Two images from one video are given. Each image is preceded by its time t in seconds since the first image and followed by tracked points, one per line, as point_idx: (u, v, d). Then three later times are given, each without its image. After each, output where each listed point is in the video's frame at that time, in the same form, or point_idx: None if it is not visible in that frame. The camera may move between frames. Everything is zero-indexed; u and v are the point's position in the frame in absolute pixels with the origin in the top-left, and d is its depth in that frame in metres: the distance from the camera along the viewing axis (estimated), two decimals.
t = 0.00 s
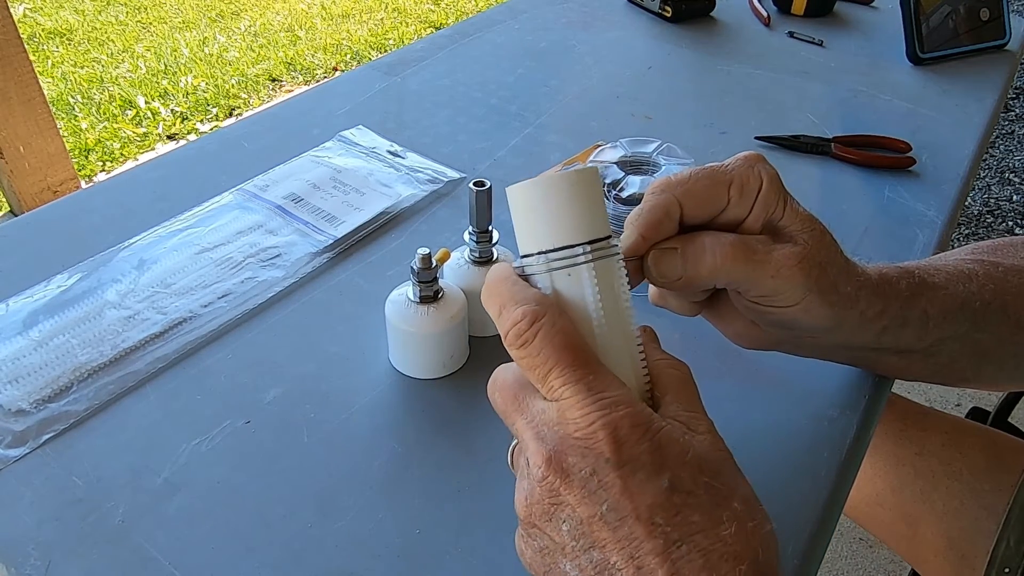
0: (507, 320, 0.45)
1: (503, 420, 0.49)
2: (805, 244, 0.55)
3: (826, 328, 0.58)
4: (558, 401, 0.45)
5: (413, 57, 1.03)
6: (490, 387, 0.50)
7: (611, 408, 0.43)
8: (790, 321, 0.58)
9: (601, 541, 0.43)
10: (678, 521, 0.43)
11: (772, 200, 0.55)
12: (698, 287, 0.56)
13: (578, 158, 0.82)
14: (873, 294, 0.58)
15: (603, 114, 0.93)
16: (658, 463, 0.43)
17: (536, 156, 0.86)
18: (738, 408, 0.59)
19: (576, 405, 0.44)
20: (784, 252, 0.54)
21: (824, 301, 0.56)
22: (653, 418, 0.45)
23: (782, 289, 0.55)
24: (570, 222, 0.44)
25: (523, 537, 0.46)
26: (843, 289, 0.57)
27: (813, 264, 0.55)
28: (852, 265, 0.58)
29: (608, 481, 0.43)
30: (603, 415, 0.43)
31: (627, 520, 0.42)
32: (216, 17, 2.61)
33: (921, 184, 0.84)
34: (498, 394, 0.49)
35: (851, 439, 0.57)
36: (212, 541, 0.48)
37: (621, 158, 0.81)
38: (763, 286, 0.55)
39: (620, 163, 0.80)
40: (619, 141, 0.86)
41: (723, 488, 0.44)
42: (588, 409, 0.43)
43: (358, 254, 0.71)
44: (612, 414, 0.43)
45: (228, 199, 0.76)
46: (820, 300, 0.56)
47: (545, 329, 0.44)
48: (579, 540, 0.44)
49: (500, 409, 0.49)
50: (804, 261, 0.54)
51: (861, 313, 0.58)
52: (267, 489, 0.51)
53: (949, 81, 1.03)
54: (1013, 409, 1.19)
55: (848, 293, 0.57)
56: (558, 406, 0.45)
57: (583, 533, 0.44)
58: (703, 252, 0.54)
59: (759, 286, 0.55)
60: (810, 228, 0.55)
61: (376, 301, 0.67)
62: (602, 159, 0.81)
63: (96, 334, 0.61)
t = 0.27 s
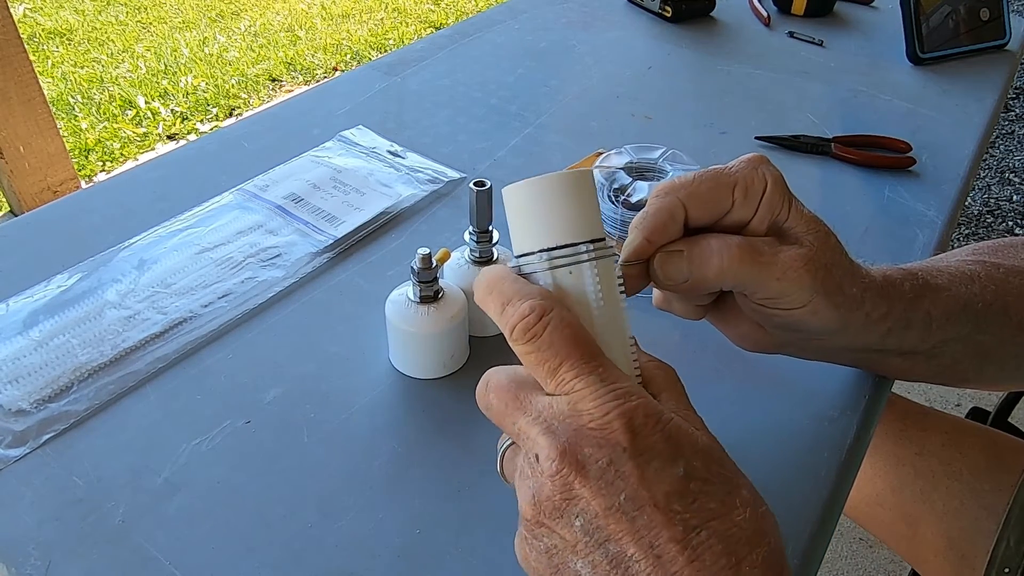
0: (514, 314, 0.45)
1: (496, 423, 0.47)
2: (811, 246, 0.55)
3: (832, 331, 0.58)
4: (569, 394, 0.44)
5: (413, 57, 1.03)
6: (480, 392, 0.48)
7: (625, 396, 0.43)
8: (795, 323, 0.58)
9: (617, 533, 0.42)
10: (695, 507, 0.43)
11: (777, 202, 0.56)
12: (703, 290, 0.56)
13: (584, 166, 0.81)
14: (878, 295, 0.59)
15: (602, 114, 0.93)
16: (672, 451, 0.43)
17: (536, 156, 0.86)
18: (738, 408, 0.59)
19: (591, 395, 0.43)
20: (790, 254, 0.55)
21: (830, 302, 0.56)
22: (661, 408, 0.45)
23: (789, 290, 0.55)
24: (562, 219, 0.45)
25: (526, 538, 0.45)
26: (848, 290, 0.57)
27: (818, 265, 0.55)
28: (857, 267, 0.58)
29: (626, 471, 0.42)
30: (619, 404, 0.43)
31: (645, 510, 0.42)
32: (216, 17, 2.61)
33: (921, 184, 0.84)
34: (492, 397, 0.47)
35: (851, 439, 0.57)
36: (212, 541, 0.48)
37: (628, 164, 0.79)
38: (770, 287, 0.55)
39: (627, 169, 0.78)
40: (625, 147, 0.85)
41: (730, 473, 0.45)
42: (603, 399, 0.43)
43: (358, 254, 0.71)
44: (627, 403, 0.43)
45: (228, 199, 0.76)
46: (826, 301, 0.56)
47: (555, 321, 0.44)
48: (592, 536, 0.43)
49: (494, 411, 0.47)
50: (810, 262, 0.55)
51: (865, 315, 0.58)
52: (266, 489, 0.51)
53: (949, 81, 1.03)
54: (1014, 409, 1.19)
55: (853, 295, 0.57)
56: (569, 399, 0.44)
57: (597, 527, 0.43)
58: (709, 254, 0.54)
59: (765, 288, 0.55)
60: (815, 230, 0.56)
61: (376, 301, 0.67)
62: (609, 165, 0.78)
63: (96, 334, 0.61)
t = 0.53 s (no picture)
0: (530, 308, 0.45)
1: (504, 421, 0.47)
2: (812, 247, 0.55)
3: (835, 332, 0.58)
4: (588, 385, 0.45)
5: (413, 57, 1.03)
6: (485, 391, 0.48)
7: (645, 387, 0.44)
8: (798, 326, 0.58)
9: (640, 525, 0.42)
10: (715, 495, 0.44)
11: (778, 203, 0.56)
12: (705, 291, 0.56)
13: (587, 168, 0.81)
14: (880, 297, 0.59)
15: (602, 114, 0.93)
16: (690, 441, 0.44)
17: (537, 156, 0.86)
18: (738, 408, 0.59)
19: (613, 386, 0.44)
20: (792, 255, 0.55)
21: (831, 304, 0.56)
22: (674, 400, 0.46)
23: (791, 292, 0.55)
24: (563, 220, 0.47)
25: (541, 536, 0.44)
26: (850, 292, 0.57)
27: (820, 266, 0.55)
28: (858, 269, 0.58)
29: (649, 460, 0.43)
30: (640, 394, 0.44)
31: (669, 499, 0.43)
32: (216, 17, 2.61)
33: (921, 184, 0.84)
34: (499, 393, 0.47)
35: (851, 439, 0.57)
36: (212, 541, 0.48)
37: (631, 168, 0.78)
38: (772, 289, 0.55)
39: (630, 173, 0.78)
40: (628, 150, 0.84)
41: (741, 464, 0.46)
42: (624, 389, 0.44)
43: (358, 254, 0.71)
44: (647, 393, 0.44)
45: (227, 199, 0.76)
46: (828, 302, 0.56)
47: (573, 314, 0.45)
48: (614, 528, 0.43)
49: (502, 409, 0.46)
50: (812, 263, 0.54)
51: (867, 317, 0.58)
52: (266, 489, 0.51)
53: (949, 81, 1.03)
54: (1014, 409, 1.19)
55: (855, 296, 0.57)
56: (590, 390, 0.44)
57: (620, 519, 0.43)
58: (710, 256, 0.54)
59: (767, 290, 0.55)
60: (816, 231, 0.56)
61: (376, 301, 0.67)
62: (612, 168, 0.78)
63: (96, 334, 0.61)
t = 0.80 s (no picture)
0: (546, 304, 0.45)
1: (512, 421, 0.46)
2: (811, 246, 0.55)
3: (834, 331, 0.58)
4: (603, 382, 0.45)
5: (413, 57, 1.03)
6: (491, 390, 0.47)
7: (659, 385, 0.45)
8: (798, 325, 0.58)
9: (656, 521, 0.43)
10: (728, 492, 0.44)
11: (775, 202, 0.56)
12: (705, 292, 0.57)
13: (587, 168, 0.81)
14: (879, 296, 0.59)
15: (602, 114, 0.93)
16: (700, 439, 0.45)
17: (537, 156, 0.86)
18: (739, 408, 0.59)
19: (628, 383, 0.45)
20: (790, 254, 0.54)
21: (831, 302, 0.56)
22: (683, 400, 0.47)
23: (792, 291, 0.55)
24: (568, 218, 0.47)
25: (553, 536, 0.44)
26: (849, 291, 0.57)
27: (819, 265, 0.55)
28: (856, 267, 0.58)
29: (665, 456, 0.44)
30: (655, 391, 0.45)
31: (684, 495, 0.43)
32: (216, 17, 2.61)
33: (921, 184, 0.84)
34: (508, 392, 0.46)
35: (851, 439, 0.57)
36: (212, 541, 0.48)
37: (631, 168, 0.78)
38: (772, 287, 0.55)
39: (629, 172, 0.78)
40: (627, 150, 0.84)
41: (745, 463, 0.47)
42: (640, 386, 0.45)
43: (358, 254, 0.71)
44: (662, 391, 0.45)
45: (227, 199, 0.76)
46: (827, 301, 0.56)
47: (588, 312, 0.46)
48: (630, 525, 0.43)
49: (511, 407, 0.46)
50: (811, 262, 0.54)
51: (866, 316, 0.58)
52: (266, 489, 0.51)
53: (949, 81, 1.03)
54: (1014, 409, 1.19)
55: (854, 295, 0.57)
56: (605, 387, 0.45)
57: (636, 516, 0.43)
58: (709, 255, 0.54)
59: (766, 289, 0.55)
60: (815, 229, 0.56)
61: (376, 301, 0.67)
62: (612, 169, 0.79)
63: (96, 334, 0.61)
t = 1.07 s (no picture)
0: (556, 299, 0.45)
1: (518, 417, 0.46)
2: (811, 244, 0.55)
3: (835, 330, 0.58)
4: (612, 377, 0.45)
5: (413, 57, 1.03)
6: (495, 386, 0.46)
7: (667, 380, 0.45)
8: (799, 324, 0.58)
9: (667, 515, 0.43)
10: (736, 486, 0.45)
11: (775, 200, 0.56)
12: (705, 290, 0.57)
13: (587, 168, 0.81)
14: (879, 295, 0.59)
15: (602, 114, 0.93)
16: (707, 433, 0.46)
17: (537, 156, 0.86)
18: (739, 408, 0.59)
19: (638, 378, 0.45)
20: (791, 253, 0.54)
21: (831, 301, 0.56)
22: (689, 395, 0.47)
23: (792, 289, 0.55)
24: (570, 217, 0.48)
25: (564, 530, 0.44)
26: (849, 290, 0.57)
27: (820, 263, 0.55)
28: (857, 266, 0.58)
29: (675, 450, 0.44)
30: (664, 386, 0.45)
31: (694, 488, 0.44)
32: (217, 17, 2.61)
33: (921, 184, 0.84)
34: (514, 388, 0.45)
35: (851, 439, 0.57)
36: (212, 541, 0.48)
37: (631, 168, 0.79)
38: (773, 285, 0.55)
39: (630, 173, 0.78)
40: (628, 150, 0.84)
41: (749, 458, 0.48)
42: (649, 382, 0.45)
43: (358, 254, 0.71)
44: (671, 386, 0.45)
45: (227, 199, 0.76)
46: (827, 300, 0.56)
47: (597, 307, 0.46)
48: (641, 519, 0.43)
49: (517, 403, 0.45)
50: (811, 260, 0.54)
51: (866, 315, 0.58)
52: (266, 489, 0.51)
53: (949, 81, 1.03)
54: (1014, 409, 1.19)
55: (854, 293, 0.57)
56: (614, 382, 0.45)
57: (647, 510, 0.43)
58: (709, 254, 0.54)
59: (767, 287, 0.55)
60: (816, 227, 0.55)
61: (376, 301, 0.67)
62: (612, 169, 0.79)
63: (96, 334, 0.61)
